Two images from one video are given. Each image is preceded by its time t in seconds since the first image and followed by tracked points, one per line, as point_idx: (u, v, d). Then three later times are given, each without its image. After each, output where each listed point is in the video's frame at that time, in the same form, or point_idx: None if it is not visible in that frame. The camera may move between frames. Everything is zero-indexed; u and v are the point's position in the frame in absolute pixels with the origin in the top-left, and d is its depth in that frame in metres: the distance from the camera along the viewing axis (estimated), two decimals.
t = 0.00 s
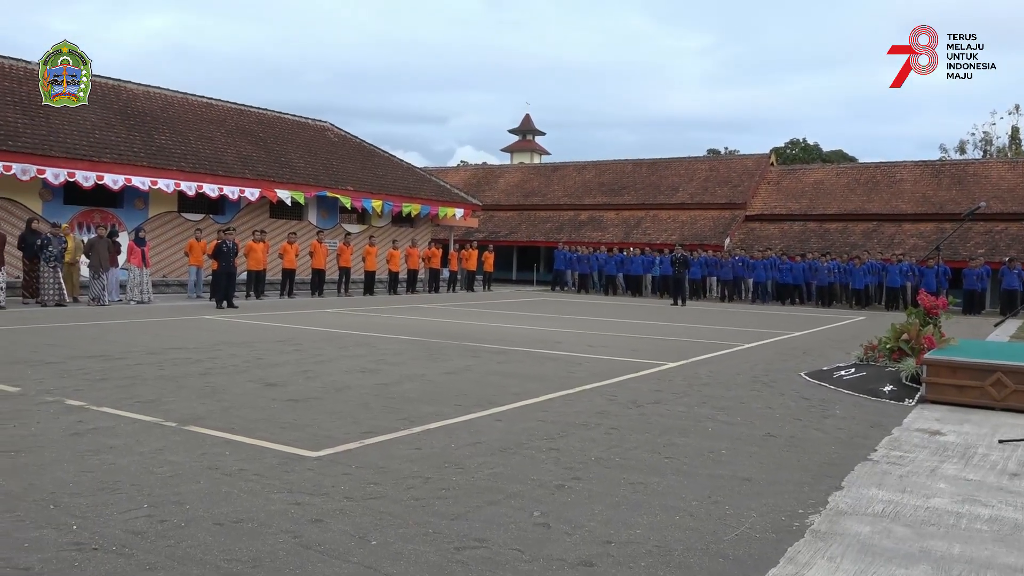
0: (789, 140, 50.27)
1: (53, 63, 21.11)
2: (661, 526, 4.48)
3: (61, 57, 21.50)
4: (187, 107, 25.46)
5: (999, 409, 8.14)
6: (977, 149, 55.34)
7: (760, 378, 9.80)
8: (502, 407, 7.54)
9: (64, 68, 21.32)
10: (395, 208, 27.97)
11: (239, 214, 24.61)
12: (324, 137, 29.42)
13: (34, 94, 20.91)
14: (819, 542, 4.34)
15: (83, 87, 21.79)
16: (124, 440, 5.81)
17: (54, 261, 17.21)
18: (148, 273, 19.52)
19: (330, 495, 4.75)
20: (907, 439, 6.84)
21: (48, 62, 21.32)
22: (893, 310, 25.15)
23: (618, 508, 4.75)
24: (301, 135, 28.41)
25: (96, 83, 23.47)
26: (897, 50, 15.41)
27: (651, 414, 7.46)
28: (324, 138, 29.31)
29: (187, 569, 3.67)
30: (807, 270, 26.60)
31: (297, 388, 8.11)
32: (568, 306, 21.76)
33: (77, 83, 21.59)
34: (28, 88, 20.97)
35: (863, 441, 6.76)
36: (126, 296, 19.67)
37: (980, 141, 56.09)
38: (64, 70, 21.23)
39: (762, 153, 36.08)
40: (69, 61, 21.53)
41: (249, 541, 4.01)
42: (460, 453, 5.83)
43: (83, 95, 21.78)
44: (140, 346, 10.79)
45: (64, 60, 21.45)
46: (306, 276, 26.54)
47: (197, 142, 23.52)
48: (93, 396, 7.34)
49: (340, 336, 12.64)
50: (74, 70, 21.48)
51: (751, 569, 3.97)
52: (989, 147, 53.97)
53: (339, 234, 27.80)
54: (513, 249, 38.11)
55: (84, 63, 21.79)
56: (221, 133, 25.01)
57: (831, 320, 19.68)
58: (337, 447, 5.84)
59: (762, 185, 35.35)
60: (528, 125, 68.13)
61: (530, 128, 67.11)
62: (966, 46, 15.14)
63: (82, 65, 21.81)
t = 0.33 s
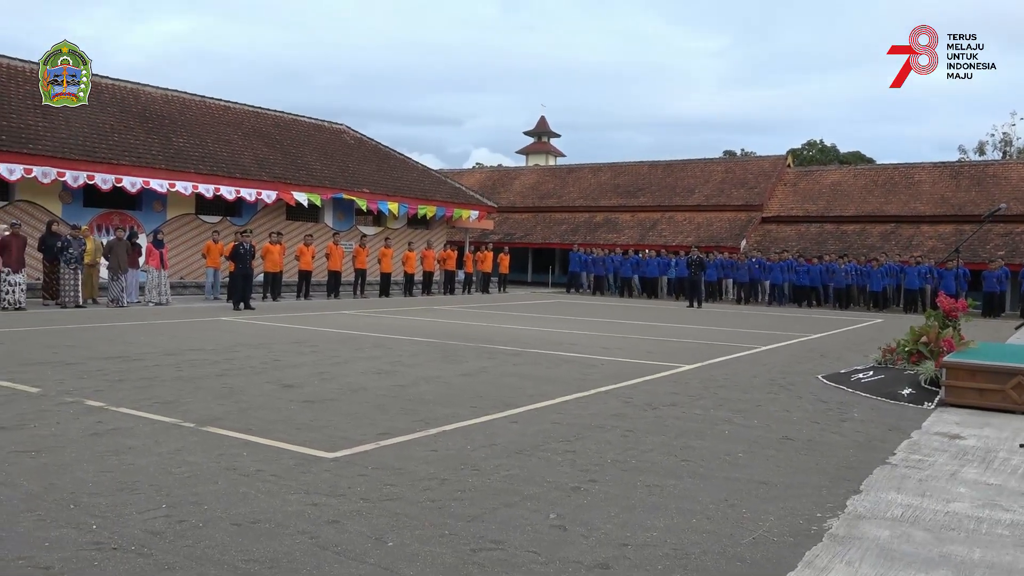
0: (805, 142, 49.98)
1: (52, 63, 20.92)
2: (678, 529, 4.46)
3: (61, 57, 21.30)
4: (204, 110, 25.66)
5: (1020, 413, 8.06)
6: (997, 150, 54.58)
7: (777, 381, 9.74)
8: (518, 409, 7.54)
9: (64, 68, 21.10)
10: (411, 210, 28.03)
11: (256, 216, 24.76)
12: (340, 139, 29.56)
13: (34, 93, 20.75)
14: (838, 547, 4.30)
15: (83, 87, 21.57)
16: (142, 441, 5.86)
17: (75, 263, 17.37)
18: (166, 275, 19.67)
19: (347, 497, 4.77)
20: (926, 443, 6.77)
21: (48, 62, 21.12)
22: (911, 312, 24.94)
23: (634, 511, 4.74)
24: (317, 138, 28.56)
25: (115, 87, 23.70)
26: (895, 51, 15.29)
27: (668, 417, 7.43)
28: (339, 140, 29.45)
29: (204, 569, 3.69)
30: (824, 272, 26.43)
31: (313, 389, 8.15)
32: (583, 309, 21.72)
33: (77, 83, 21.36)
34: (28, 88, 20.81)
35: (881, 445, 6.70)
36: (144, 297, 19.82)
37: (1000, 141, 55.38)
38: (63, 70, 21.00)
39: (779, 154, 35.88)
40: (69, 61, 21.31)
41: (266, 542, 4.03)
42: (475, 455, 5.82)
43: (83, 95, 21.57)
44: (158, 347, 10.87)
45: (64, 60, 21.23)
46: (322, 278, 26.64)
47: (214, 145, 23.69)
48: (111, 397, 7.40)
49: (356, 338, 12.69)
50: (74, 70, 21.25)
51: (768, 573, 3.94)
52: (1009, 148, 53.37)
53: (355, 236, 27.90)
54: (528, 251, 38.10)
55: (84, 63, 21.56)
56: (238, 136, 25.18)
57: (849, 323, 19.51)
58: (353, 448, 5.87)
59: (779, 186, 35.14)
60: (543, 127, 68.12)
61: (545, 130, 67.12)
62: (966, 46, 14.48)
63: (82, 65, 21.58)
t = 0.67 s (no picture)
0: (820, 143, 49.71)
1: (52, 63, 20.75)
2: (692, 532, 4.44)
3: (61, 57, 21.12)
4: (219, 112, 25.81)
5: None
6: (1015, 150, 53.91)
7: (792, 383, 9.68)
8: (532, 410, 7.53)
9: (64, 68, 20.93)
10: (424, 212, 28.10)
11: (270, 218, 24.88)
12: (354, 142, 29.67)
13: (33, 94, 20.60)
14: (854, 550, 4.27)
15: (83, 87, 21.40)
16: (158, 441, 5.90)
17: (92, 265, 17.53)
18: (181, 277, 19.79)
19: (361, 498, 4.78)
20: (943, 446, 6.72)
21: (48, 62, 20.95)
22: (928, 314, 24.77)
23: (648, 513, 4.72)
24: (331, 140, 28.68)
25: (132, 90, 23.90)
26: (896, 51, 15.19)
27: (682, 419, 7.40)
28: (353, 142, 29.55)
29: (219, 569, 3.71)
30: (839, 274, 26.30)
31: (327, 390, 8.18)
32: (597, 310, 21.69)
33: (77, 82, 21.19)
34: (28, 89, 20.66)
35: (899, 447, 6.65)
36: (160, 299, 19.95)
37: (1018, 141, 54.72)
38: (63, 70, 20.82)
39: (793, 155, 35.72)
40: (69, 60, 21.15)
41: (281, 543, 4.05)
42: (489, 456, 5.83)
43: (83, 95, 21.40)
44: (174, 348, 10.96)
45: (64, 60, 21.08)
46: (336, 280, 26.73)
47: (229, 147, 23.82)
48: (128, 398, 7.45)
49: (370, 340, 12.73)
50: (74, 70, 21.09)
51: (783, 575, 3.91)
52: None
53: (369, 237, 27.99)
54: (542, 253, 38.11)
55: (84, 63, 21.38)
56: (253, 138, 25.32)
57: (865, 324, 19.37)
58: (367, 449, 5.88)
59: (793, 188, 34.97)
60: (556, 129, 68.16)
61: (558, 132, 67.21)
62: (966, 45, 14.75)
63: (82, 65, 21.43)
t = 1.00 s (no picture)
0: (836, 143, 49.38)
1: (52, 62, 20.71)
2: (706, 534, 4.42)
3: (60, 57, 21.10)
4: (234, 114, 25.96)
5: None
6: None
7: (807, 384, 9.63)
8: (546, 412, 7.52)
9: (64, 68, 20.90)
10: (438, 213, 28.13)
11: (284, 219, 24.98)
12: (368, 143, 29.76)
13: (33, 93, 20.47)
14: (871, 553, 4.24)
15: (82, 87, 21.36)
16: (174, 442, 5.93)
17: (108, 266, 17.67)
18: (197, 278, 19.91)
19: (376, 498, 4.79)
20: (961, 448, 6.65)
21: (48, 62, 20.88)
22: (945, 315, 24.56)
23: (663, 516, 4.70)
24: (345, 141, 28.78)
25: (148, 92, 24.09)
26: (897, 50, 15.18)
27: (697, 421, 7.36)
28: (367, 144, 29.64)
29: (235, 569, 3.73)
30: (854, 275, 26.13)
31: (342, 391, 8.20)
32: (611, 312, 21.63)
33: (77, 83, 21.14)
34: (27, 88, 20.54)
35: (916, 450, 6.59)
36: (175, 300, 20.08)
37: None
38: (64, 69, 20.82)
39: (808, 156, 35.52)
40: (69, 61, 21.14)
41: (296, 543, 4.06)
42: (503, 457, 5.83)
43: (82, 95, 21.33)
44: (190, 349, 11.03)
45: (64, 60, 21.04)
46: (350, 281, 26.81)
47: (244, 149, 23.94)
48: (144, 398, 7.51)
49: (384, 340, 12.75)
50: (74, 70, 21.07)
51: None
52: None
53: (383, 239, 28.06)
54: (555, 254, 38.09)
55: (83, 63, 21.40)
56: (268, 140, 25.44)
57: (881, 326, 19.22)
58: (381, 450, 5.89)
59: (808, 188, 34.77)
60: (569, 130, 68.10)
61: (572, 133, 67.20)
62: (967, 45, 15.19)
63: (82, 66, 21.41)
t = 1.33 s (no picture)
0: (852, 143, 49.07)
1: (52, 62, 20.55)
2: (724, 537, 4.39)
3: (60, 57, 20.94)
4: (250, 116, 26.11)
5: None
6: None
7: (824, 387, 9.56)
8: (562, 413, 7.52)
9: (64, 68, 20.74)
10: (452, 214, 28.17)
11: (300, 221, 25.09)
12: (383, 145, 29.85)
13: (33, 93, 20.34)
14: (890, 557, 4.20)
15: (83, 87, 21.15)
16: (190, 442, 5.96)
17: (126, 267, 17.80)
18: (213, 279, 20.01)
19: (391, 500, 4.79)
20: (981, 451, 6.59)
21: (48, 62, 20.75)
22: (963, 317, 24.32)
23: (679, 518, 4.68)
24: (360, 143, 28.88)
25: (165, 95, 24.29)
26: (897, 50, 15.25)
27: (713, 423, 7.32)
28: (382, 146, 29.73)
29: (252, 569, 3.74)
30: (871, 276, 25.93)
31: (357, 392, 8.22)
32: (626, 313, 21.56)
33: (77, 82, 20.98)
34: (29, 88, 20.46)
35: (935, 453, 6.53)
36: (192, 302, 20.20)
37: None
38: (63, 69, 20.64)
39: (824, 156, 35.31)
40: (69, 60, 20.95)
41: (313, 544, 4.07)
42: (518, 459, 5.82)
43: (83, 95, 21.15)
44: (207, 350, 11.10)
45: (64, 60, 20.87)
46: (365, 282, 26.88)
47: (259, 151, 24.08)
48: (160, 398, 7.56)
49: (399, 341, 12.79)
50: (74, 70, 20.88)
51: None
52: None
53: (398, 240, 28.14)
54: (570, 255, 38.06)
55: (84, 63, 21.22)
56: (283, 142, 25.58)
57: (899, 328, 19.05)
58: (396, 452, 5.89)
59: (825, 189, 34.55)
60: (584, 130, 68.10)
61: (586, 134, 67.14)
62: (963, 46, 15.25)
63: (82, 65, 21.23)
